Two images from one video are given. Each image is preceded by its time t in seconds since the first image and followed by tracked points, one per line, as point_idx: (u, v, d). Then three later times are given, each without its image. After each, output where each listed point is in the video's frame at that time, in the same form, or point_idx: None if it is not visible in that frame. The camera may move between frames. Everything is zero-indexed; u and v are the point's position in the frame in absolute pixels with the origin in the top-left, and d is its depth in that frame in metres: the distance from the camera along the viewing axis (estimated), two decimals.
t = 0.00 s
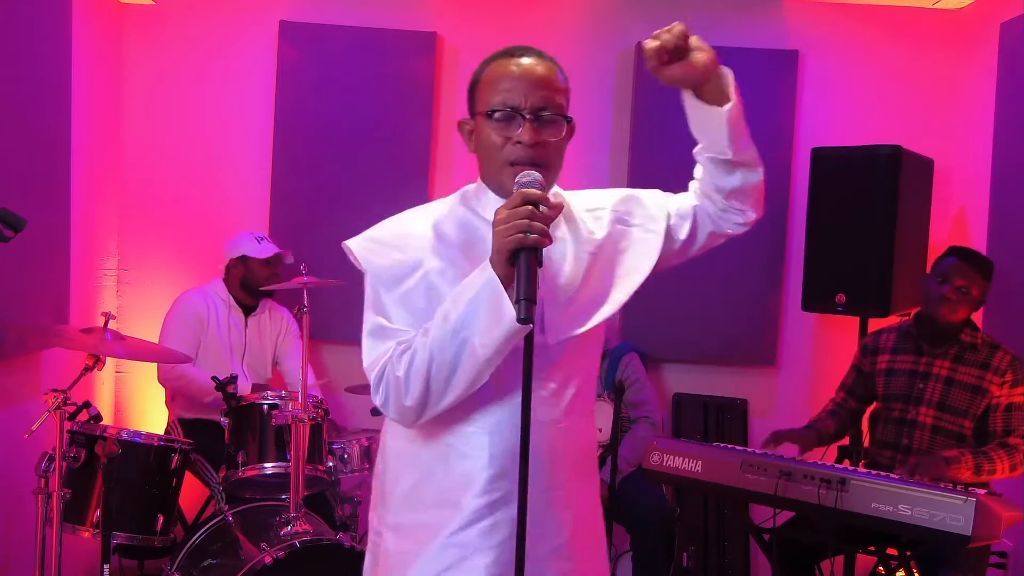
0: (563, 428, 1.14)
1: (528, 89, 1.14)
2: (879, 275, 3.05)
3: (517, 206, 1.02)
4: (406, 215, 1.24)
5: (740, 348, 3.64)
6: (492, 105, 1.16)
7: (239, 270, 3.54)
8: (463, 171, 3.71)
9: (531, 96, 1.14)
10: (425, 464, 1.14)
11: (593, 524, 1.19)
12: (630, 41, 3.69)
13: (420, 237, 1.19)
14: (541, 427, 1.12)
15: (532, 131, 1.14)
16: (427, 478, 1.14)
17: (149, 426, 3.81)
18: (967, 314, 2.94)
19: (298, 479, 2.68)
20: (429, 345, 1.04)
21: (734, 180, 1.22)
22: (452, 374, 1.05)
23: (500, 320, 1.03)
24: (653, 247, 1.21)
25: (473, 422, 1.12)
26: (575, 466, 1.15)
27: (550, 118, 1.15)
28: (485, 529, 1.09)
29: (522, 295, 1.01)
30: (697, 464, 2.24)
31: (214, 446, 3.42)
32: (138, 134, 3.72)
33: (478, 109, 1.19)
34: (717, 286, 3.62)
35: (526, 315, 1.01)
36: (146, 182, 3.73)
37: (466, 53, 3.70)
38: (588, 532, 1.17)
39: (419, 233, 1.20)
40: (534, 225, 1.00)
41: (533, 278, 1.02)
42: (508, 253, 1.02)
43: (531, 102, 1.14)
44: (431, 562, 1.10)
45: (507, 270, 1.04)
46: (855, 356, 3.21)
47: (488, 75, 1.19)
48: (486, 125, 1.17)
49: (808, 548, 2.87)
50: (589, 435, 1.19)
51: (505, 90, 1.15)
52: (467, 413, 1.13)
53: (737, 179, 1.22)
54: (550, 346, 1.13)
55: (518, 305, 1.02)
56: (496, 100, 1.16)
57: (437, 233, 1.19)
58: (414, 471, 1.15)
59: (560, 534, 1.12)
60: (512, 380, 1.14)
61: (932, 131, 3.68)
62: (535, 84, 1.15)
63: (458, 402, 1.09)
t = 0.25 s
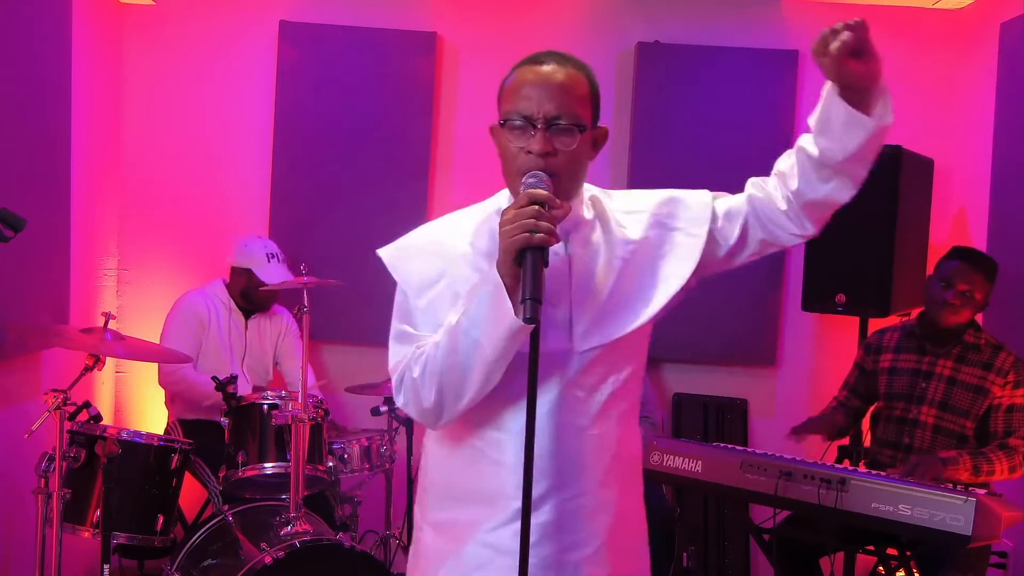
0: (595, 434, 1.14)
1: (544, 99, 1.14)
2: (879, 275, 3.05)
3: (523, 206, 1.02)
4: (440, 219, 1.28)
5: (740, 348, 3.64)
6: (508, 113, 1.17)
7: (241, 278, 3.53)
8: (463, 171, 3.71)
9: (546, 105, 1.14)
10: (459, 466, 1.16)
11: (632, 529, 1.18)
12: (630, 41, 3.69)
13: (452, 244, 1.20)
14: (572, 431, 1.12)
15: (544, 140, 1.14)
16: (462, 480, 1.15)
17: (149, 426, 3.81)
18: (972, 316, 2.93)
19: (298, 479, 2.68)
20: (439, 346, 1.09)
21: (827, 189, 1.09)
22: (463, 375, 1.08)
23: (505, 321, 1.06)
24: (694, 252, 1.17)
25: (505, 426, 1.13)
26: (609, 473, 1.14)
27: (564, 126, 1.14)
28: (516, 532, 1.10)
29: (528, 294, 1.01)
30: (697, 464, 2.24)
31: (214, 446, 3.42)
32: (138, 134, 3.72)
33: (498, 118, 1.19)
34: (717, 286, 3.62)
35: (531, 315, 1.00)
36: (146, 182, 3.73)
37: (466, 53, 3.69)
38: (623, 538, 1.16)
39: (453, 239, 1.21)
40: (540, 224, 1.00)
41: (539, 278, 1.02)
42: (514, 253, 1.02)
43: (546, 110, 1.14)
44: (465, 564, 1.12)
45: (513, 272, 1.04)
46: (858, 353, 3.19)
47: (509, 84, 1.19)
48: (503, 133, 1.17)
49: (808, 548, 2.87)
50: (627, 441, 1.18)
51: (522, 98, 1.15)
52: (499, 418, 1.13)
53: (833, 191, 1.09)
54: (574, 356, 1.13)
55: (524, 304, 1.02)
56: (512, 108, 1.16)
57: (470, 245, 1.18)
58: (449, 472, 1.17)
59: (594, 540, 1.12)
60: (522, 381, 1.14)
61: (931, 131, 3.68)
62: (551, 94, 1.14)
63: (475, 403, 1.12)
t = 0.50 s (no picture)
0: (604, 437, 1.13)
1: (552, 103, 1.15)
2: (879, 275, 3.05)
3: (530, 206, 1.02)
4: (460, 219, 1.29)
5: (740, 348, 3.64)
6: (516, 117, 1.17)
7: (238, 278, 3.54)
8: (463, 171, 3.71)
9: (555, 109, 1.15)
10: (469, 461, 1.16)
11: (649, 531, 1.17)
12: (630, 41, 3.69)
13: (471, 245, 1.22)
14: (580, 432, 1.12)
15: (551, 144, 1.14)
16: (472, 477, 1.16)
17: (149, 426, 3.81)
18: (967, 315, 2.91)
19: (298, 479, 2.67)
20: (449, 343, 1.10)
21: (852, 216, 1.03)
22: (471, 373, 1.10)
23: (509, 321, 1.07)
24: (704, 256, 1.16)
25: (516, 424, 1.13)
26: (620, 475, 1.14)
27: (571, 131, 1.14)
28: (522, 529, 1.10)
29: (535, 294, 1.02)
30: (697, 464, 2.24)
31: (214, 446, 3.42)
32: (138, 134, 3.71)
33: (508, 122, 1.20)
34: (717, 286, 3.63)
35: (539, 314, 1.01)
36: (147, 182, 3.73)
37: (466, 53, 3.69)
38: (637, 542, 1.15)
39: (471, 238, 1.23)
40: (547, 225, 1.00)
41: (547, 278, 1.02)
42: (522, 253, 1.03)
43: (553, 115, 1.14)
44: (472, 558, 1.13)
45: (521, 271, 1.05)
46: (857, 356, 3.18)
47: (518, 88, 1.20)
48: (513, 137, 1.17)
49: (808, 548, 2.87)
50: (643, 445, 1.17)
51: (531, 102, 1.16)
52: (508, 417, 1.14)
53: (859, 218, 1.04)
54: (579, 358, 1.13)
55: (532, 303, 1.02)
56: (521, 113, 1.17)
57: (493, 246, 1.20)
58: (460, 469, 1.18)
59: (605, 541, 1.12)
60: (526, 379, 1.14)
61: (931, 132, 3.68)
62: (559, 98, 1.15)
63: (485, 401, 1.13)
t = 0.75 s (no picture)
0: (597, 436, 1.14)
1: (557, 100, 1.15)
2: (880, 275, 3.05)
3: (527, 207, 1.02)
4: (450, 218, 1.29)
5: (740, 348, 3.64)
6: (519, 113, 1.17)
7: (236, 273, 3.55)
8: (464, 171, 3.71)
9: (559, 107, 1.14)
10: (463, 462, 1.16)
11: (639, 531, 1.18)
12: (630, 42, 3.69)
13: (465, 242, 1.22)
14: (574, 432, 1.13)
15: (553, 141, 1.14)
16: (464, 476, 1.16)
17: (149, 426, 3.81)
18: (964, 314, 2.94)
19: (298, 479, 2.67)
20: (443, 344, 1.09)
21: (811, 205, 1.06)
22: (465, 373, 1.09)
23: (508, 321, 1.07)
24: (696, 251, 1.16)
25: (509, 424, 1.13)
26: (613, 474, 1.14)
27: (574, 129, 1.15)
28: (517, 530, 1.11)
29: (531, 294, 1.01)
30: (697, 464, 2.24)
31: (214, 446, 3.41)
32: (138, 134, 3.71)
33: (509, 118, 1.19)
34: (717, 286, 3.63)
35: (535, 314, 1.00)
36: (147, 182, 3.73)
37: (466, 54, 3.69)
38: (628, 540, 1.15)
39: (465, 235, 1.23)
40: (544, 225, 1.00)
41: (544, 279, 1.02)
42: (519, 253, 1.02)
43: (557, 112, 1.15)
44: (465, 557, 1.13)
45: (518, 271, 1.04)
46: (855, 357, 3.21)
47: (521, 84, 1.20)
48: (513, 132, 1.17)
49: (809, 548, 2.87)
50: (634, 445, 1.17)
51: (534, 99, 1.16)
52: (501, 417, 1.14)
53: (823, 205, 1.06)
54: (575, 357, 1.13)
55: (528, 304, 1.02)
56: (524, 109, 1.17)
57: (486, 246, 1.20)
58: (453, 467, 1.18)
59: (598, 540, 1.13)
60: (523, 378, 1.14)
61: (931, 132, 3.68)
62: (563, 96, 1.15)
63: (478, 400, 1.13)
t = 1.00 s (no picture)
0: (573, 433, 1.14)
1: (549, 98, 1.15)
2: (879, 275, 3.05)
3: (522, 206, 1.03)
4: (418, 212, 1.29)
5: (740, 349, 3.64)
6: (510, 109, 1.18)
7: (240, 274, 3.55)
8: (463, 171, 3.71)
9: (551, 104, 1.15)
10: (434, 462, 1.16)
11: (606, 529, 1.19)
12: (630, 41, 3.69)
13: (440, 236, 1.22)
14: (550, 431, 1.12)
15: (547, 139, 1.15)
16: (435, 475, 1.16)
17: (149, 426, 3.82)
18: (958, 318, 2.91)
19: (298, 479, 2.67)
20: (429, 341, 1.08)
21: (764, 205, 1.18)
22: (451, 371, 1.09)
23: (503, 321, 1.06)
24: (676, 249, 1.21)
25: (485, 421, 1.14)
26: (585, 472, 1.15)
27: (567, 127, 1.16)
28: (490, 530, 1.11)
29: (526, 294, 1.02)
30: (697, 464, 2.23)
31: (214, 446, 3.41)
32: (138, 134, 3.72)
33: (499, 113, 1.20)
34: (717, 286, 3.62)
35: (530, 315, 1.00)
36: (147, 182, 3.73)
37: (466, 53, 3.69)
38: (594, 541, 1.16)
39: (439, 229, 1.23)
40: (538, 225, 1.01)
41: (539, 278, 1.03)
42: (514, 253, 1.03)
43: (550, 110, 1.16)
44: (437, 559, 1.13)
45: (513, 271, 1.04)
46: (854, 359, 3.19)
47: (511, 79, 1.20)
48: (504, 128, 1.18)
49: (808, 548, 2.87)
50: (602, 442, 1.19)
51: (525, 95, 1.17)
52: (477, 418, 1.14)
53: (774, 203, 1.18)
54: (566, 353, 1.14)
55: (523, 304, 1.02)
56: (515, 105, 1.17)
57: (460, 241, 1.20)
58: (423, 466, 1.18)
59: (571, 539, 1.13)
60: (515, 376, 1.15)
61: (931, 132, 3.67)
62: (555, 93, 1.16)
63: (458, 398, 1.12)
